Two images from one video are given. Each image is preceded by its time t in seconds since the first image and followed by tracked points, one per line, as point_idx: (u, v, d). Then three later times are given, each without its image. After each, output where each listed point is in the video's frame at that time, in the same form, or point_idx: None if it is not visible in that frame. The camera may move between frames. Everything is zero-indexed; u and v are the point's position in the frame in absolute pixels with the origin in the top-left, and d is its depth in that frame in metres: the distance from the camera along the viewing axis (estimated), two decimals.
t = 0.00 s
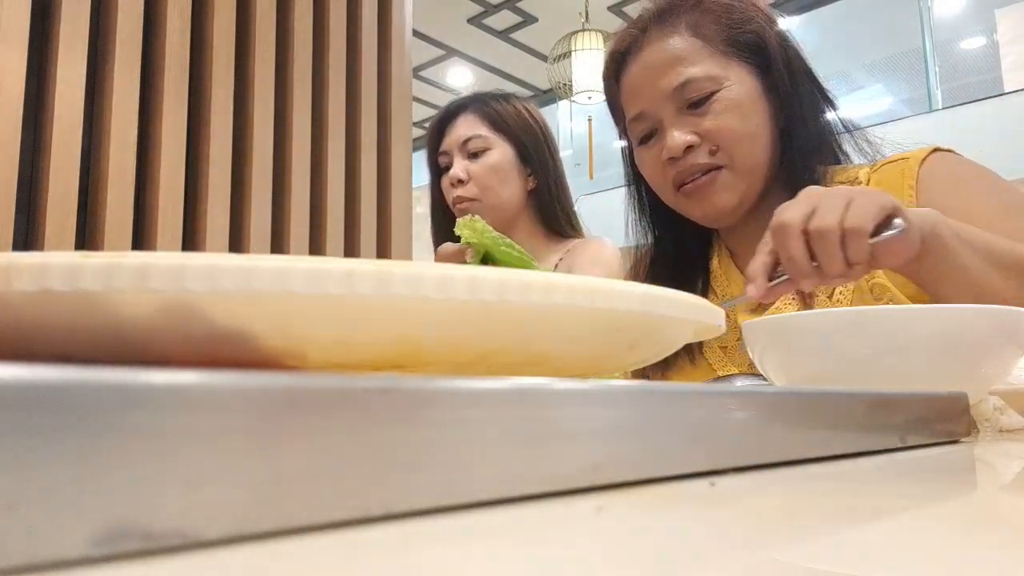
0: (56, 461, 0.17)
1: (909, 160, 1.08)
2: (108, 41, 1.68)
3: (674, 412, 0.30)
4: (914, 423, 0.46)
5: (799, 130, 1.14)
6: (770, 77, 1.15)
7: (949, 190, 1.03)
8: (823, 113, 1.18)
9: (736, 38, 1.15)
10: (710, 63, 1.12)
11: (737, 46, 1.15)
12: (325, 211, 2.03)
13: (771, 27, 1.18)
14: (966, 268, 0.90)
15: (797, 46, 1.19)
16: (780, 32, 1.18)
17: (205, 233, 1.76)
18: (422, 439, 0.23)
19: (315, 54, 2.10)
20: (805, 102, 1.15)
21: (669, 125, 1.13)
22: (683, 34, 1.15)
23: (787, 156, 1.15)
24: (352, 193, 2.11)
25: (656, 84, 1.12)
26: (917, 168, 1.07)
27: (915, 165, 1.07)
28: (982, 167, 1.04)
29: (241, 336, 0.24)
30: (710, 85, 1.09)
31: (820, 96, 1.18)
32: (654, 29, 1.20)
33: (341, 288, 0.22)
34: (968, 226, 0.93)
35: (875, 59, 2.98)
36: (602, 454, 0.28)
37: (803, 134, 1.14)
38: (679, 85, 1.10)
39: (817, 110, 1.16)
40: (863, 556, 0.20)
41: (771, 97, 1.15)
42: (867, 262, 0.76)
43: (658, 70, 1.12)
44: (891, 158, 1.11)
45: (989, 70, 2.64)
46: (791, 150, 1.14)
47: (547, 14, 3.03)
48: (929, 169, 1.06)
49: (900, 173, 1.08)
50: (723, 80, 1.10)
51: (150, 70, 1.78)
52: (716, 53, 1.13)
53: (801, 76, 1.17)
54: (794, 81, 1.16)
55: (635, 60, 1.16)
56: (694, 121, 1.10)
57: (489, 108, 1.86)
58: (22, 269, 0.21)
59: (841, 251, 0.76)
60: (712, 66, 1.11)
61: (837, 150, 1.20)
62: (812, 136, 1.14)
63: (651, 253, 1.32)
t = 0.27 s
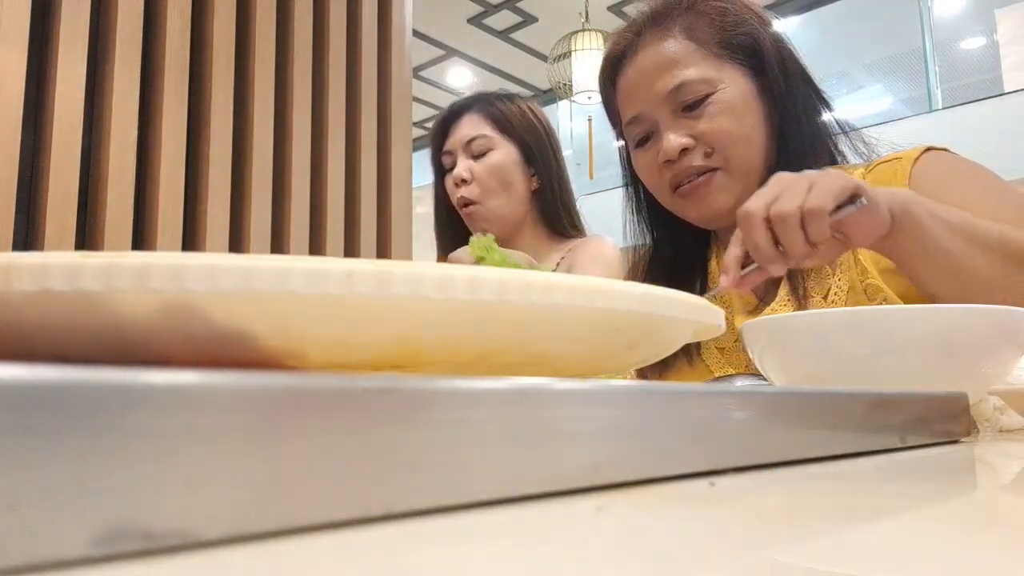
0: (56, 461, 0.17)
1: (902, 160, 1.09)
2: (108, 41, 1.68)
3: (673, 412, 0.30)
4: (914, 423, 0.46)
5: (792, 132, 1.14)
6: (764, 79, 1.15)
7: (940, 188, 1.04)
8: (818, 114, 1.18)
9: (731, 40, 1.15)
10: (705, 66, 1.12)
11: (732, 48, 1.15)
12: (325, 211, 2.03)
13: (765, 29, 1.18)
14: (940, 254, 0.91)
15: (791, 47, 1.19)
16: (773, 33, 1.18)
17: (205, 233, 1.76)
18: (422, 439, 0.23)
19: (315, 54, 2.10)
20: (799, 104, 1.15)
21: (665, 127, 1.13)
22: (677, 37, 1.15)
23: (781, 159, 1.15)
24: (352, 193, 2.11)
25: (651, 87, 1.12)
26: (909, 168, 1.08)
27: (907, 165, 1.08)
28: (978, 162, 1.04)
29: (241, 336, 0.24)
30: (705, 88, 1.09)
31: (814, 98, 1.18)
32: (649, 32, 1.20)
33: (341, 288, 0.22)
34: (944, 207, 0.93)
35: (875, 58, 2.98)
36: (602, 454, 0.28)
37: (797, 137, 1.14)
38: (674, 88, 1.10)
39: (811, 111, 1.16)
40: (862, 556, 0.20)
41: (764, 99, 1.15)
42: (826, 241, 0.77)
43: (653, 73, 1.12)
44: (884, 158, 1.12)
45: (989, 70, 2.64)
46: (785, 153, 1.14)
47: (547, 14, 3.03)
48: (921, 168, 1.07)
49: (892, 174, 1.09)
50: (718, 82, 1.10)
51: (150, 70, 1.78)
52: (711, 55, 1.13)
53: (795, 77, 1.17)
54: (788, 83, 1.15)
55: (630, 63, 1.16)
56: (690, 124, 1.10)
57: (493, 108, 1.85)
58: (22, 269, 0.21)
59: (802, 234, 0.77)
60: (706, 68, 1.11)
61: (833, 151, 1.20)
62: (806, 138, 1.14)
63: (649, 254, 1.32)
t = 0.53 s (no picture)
0: (56, 460, 0.17)
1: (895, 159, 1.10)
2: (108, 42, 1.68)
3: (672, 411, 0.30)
4: (914, 423, 0.46)
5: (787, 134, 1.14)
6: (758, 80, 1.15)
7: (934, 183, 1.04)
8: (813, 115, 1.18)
9: (726, 41, 1.15)
10: (700, 67, 1.12)
11: (727, 49, 1.15)
12: (325, 211, 2.03)
13: (758, 30, 1.18)
14: (934, 218, 0.91)
15: (785, 48, 1.19)
16: (767, 34, 1.18)
17: (205, 234, 1.76)
18: (422, 439, 0.23)
19: (315, 55, 2.10)
20: (794, 106, 1.15)
21: (661, 130, 1.13)
22: (672, 40, 1.16)
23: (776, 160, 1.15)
24: (352, 192, 2.11)
25: (646, 90, 1.12)
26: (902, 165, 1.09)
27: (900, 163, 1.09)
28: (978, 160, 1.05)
29: (241, 337, 0.24)
30: (699, 90, 1.09)
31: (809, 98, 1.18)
32: (643, 35, 1.20)
33: (340, 289, 0.22)
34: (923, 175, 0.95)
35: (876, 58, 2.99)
36: (601, 455, 0.28)
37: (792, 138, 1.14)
38: (669, 91, 1.10)
39: (806, 112, 1.16)
40: (862, 556, 0.20)
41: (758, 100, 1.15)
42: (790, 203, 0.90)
43: (648, 76, 1.12)
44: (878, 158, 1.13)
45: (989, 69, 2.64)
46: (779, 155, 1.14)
47: (547, 14, 3.02)
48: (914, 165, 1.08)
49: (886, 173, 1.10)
50: (713, 84, 1.10)
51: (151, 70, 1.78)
52: (705, 57, 1.13)
53: (790, 77, 1.16)
54: (783, 83, 1.15)
55: (625, 66, 1.17)
56: (685, 126, 1.10)
57: (501, 109, 1.86)
58: (23, 268, 0.21)
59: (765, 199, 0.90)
60: (701, 70, 1.11)
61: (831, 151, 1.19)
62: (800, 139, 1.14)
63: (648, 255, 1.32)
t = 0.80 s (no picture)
0: (56, 460, 0.17)
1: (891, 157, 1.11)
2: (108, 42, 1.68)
3: (671, 411, 0.30)
4: (914, 424, 0.46)
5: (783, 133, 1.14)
6: (756, 80, 1.15)
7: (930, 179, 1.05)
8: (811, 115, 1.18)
9: (724, 42, 1.15)
10: (698, 68, 1.12)
11: (725, 50, 1.15)
12: (325, 211, 2.03)
13: (756, 31, 1.18)
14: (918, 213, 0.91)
15: (784, 49, 1.19)
16: (766, 35, 1.18)
17: (205, 233, 1.76)
18: (422, 439, 0.23)
19: (315, 54, 2.10)
20: (792, 105, 1.15)
21: (659, 131, 1.13)
22: (670, 40, 1.16)
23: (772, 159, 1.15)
24: (352, 192, 2.11)
25: (644, 91, 1.12)
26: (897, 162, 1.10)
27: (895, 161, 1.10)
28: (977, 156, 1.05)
29: (241, 337, 0.24)
30: (697, 90, 1.10)
31: (808, 99, 1.18)
32: (641, 36, 1.20)
33: (340, 289, 0.22)
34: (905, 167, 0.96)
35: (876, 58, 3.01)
36: (601, 455, 0.28)
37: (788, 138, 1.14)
38: (667, 91, 1.10)
39: (805, 112, 1.16)
40: (862, 556, 0.20)
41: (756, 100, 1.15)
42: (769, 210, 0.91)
43: (646, 77, 1.12)
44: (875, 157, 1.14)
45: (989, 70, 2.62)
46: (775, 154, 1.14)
47: (548, 14, 3.02)
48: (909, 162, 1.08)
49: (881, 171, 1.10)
50: (711, 84, 1.10)
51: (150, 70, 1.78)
52: (703, 58, 1.13)
53: (788, 77, 1.16)
54: (781, 84, 1.15)
55: (623, 67, 1.17)
56: (684, 127, 1.10)
57: (502, 107, 1.86)
58: (23, 268, 0.21)
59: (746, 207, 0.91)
60: (699, 70, 1.11)
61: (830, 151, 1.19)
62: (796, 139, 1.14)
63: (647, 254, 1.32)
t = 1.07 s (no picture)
0: (54, 461, 0.16)
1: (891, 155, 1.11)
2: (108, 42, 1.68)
3: (671, 410, 0.30)
4: (914, 424, 0.46)
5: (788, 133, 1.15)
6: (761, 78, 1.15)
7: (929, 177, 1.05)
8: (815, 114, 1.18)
9: (729, 39, 1.15)
10: (704, 64, 1.12)
11: (731, 47, 1.15)
12: (325, 210, 2.03)
13: (762, 28, 1.18)
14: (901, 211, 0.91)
15: (789, 47, 1.19)
16: (771, 33, 1.18)
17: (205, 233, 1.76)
18: (422, 439, 0.23)
19: (315, 54, 2.10)
20: (797, 104, 1.15)
21: (664, 127, 1.13)
22: (676, 36, 1.15)
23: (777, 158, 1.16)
24: (352, 192, 2.11)
25: (650, 86, 1.12)
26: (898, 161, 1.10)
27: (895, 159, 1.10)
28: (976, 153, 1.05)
29: (241, 337, 0.24)
30: (703, 86, 1.09)
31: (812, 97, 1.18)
32: (647, 32, 1.19)
33: (341, 289, 0.22)
34: (881, 164, 0.95)
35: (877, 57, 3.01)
36: (601, 455, 0.28)
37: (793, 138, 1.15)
38: (672, 87, 1.10)
39: (808, 110, 1.16)
40: (863, 556, 0.20)
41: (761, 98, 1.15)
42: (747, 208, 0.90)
43: (652, 72, 1.12)
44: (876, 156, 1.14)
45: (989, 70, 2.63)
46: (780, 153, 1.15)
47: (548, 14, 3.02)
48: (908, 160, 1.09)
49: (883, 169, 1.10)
50: (717, 81, 1.10)
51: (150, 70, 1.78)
52: (709, 54, 1.13)
53: (793, 76, 1.16)
54: (785, 82, 1.15)
55: (628, 62, 1.16)
56: (689, 123, 1.10)
57: (502, 106, 1.87)
58: (23, 269, 0.21)
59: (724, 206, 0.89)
60: (705, 67, 1.11)
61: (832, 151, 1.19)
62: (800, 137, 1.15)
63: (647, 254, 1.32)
